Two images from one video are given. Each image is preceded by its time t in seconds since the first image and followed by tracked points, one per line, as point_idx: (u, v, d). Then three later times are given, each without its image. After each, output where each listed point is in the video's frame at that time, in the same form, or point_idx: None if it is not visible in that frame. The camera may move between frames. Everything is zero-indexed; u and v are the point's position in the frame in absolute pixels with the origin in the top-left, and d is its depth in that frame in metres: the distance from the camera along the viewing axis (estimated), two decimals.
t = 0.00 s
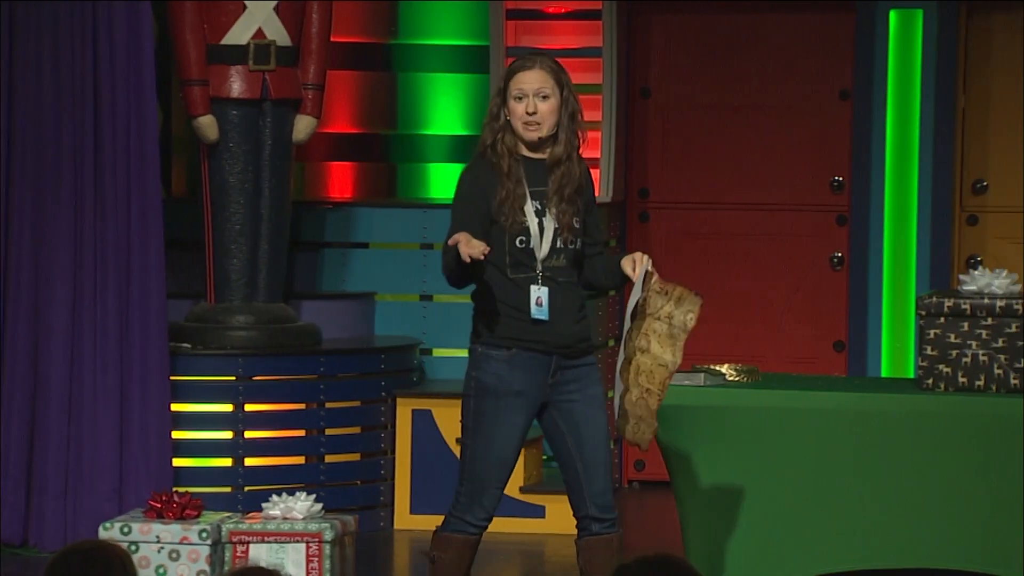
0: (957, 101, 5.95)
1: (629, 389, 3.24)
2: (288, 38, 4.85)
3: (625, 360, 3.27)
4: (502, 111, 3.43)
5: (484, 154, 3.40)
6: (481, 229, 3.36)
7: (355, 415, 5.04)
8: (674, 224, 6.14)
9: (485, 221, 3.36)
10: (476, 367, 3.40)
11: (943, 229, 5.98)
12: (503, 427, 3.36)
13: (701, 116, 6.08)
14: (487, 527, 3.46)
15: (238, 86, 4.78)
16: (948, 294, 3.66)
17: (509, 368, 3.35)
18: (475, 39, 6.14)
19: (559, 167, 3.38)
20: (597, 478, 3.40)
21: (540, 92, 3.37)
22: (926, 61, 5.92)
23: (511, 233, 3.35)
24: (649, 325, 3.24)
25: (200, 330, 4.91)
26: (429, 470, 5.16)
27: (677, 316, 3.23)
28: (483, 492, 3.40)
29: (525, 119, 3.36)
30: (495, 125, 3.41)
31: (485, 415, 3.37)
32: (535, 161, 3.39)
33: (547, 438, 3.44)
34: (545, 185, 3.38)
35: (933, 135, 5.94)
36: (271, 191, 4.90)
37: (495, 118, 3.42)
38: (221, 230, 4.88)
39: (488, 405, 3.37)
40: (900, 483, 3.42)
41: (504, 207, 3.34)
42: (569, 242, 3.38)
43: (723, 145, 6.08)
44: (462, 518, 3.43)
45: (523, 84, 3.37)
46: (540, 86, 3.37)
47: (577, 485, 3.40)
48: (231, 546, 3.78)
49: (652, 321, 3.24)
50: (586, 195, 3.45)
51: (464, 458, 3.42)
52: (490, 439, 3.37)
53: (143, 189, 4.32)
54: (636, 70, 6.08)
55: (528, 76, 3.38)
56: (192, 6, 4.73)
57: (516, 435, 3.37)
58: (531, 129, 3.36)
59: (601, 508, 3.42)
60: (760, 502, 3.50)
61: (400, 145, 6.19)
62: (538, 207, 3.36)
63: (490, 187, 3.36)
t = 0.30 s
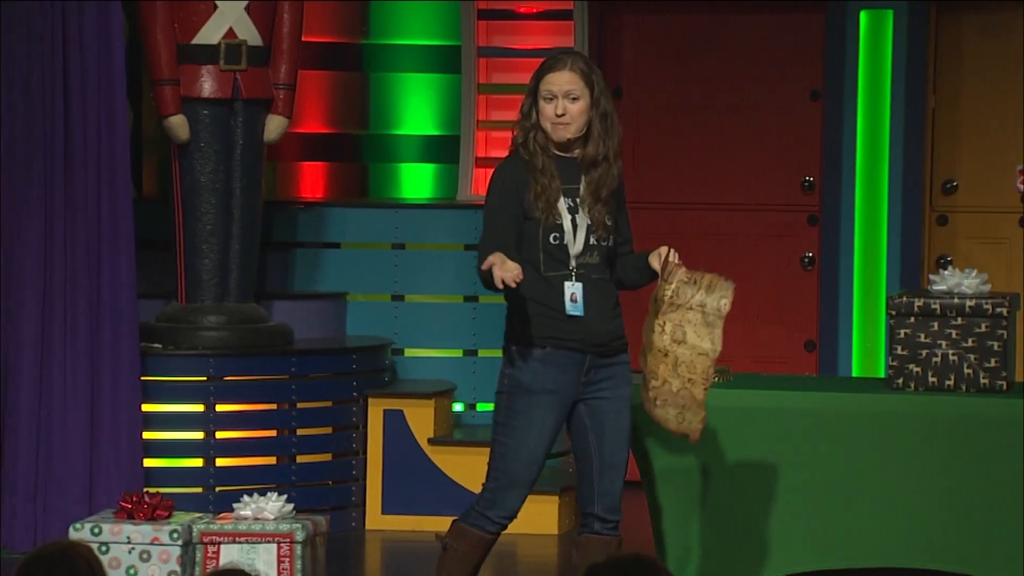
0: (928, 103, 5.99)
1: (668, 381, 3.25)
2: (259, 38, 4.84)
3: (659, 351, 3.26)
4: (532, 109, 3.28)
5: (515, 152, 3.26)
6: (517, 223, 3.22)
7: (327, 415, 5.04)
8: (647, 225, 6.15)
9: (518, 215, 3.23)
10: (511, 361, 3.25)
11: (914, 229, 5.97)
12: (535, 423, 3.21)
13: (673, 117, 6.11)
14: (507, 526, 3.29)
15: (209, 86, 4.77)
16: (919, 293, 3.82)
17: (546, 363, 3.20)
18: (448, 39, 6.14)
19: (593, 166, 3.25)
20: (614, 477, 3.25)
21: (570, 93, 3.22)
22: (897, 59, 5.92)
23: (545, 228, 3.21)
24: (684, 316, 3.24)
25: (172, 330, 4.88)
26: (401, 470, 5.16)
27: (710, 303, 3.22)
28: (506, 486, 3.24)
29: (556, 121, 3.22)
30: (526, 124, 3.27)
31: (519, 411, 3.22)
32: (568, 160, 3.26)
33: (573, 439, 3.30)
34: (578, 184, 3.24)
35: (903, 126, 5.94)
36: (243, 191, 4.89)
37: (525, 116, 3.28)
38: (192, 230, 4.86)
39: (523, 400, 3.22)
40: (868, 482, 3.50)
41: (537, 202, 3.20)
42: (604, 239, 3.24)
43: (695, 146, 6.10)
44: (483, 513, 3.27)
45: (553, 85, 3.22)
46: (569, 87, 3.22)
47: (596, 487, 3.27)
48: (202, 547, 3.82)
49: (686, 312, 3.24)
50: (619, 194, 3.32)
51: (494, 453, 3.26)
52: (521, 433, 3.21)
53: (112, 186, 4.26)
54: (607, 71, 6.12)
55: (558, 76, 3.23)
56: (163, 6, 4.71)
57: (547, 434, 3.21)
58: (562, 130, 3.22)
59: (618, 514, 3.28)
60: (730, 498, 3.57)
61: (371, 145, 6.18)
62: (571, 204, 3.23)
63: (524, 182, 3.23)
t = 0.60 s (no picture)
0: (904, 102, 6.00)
1: (694, 367, 3.37)
2: (237, 38, 4.83)
3: (682, 340, 3.39)
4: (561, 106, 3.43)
5: (544, 150, 3.40)
6: (541, 227, 3.34)
7: (305, 415, 5.03)
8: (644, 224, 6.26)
9: (543, 219, 3.35)
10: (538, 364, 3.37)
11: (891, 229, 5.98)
12: (567, 420, 3.32)
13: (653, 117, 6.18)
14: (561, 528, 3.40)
15: (186, 86, 4.76)
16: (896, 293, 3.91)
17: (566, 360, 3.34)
18: (426, 39, 6.17)
19: (618, 167, 3.42)
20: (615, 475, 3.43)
21: (604, 91, 3.37)
22: (874, 56, 5.93)
23: (569, 231, 3.35)
24: (702, 302, 3.38)
25: (150, 330, 4.87)
26: (379, 470, 5.15)
27: (727, 286, 3.38)
28: (545, 489, 3.35)
29: (589, 119, 3.37)
30: (555, 122, 3.41)
31: (548, 410, 3.34)
32: (593, 160, 3.41)
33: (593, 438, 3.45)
34: (603, 183, 3.40)
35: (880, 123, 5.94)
36: (221, 190, 4.88)
37: (553, 114, 3.41)
38: (170, 230, 4.86)
39: (550, 400, 3.34)
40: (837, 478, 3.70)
41: (563, 203, 3.34)
42: (626, 240, 3.40)
43: (678, 146, 6.17)
44: (539, 519, 3.39)
45: (589, 82, 3.37)
46: (602, 86, 3.38)
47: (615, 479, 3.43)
48: (180, 547, 3.85)
49: (704, 298, 3.38)
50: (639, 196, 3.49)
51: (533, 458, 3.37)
52: (558, 436, 3.32)
53: (89, 185, 4.13)
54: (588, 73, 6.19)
55: (590, 74, 3.39)
56: (140, 5, 4.70)
57: (578, 429, 3.33)
58: (594, 128, 3.37)
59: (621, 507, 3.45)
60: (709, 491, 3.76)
61: (349, 145, 6.18)
62: (595, 204, 3.37)
63: (549, 184, 3.35)
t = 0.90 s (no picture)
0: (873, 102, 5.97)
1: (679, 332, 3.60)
2: (206, 38, 4.82)
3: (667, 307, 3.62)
4: (564, 107, 3.59)
5: (550, 151, 3.56)
6: (547, 228, 3.50)
7: (275, 415, 5.03)
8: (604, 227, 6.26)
9: (548, 217, 3.51)
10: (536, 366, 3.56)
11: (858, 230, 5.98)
12: (584, 411, 3.51)
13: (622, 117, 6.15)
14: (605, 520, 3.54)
15: (155, 86, 4.76)
16: (864, 293, 3.93)
17: (564, 354, 3.55)
18: (396, 39, 6.14)
19: (621, 169, 3.61)
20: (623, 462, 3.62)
21: (608, 93, 3.54)
22: (842, 55, 5.92)
23: (574, 232, 3.52)
24: (689, 278, 3.61)
25: (118, 331, 4.86)
26: (349, 470, 5.15)
27: (711, 267, 3.63)
28: (589, 480, 3.49)
29: (595, 120, 3.53)
30: (559, 123, 3.58)
31: (561, 405, 3.52)
32: (595, 162, 3.59)
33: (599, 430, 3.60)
34: (606, 184, 3.58)
35: (849, 121, 5.94)
36: (190, 190, 4.86)
37: (558, 115, 3.58)
38: (139, 229, 4.84)
39: (561, 397, 3.52)
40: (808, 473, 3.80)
41: (570, 204, 3.50)
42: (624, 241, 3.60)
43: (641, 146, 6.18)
44: (588, 516, 3.50)
45: (594, 84, 3.54)
46: (607, 88, 3.54)
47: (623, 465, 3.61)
48: (149, 548, 3.93)
49: (691, 274, 3.61)
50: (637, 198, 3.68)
51: (559, 459, 3.52)
52: (580, 426, 3.50)
53: (58, 186, 4.03)
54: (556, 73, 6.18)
55: (593, 76, 3.55)
56: (108, 5, 4.70)
57: (592, 414, 3.52)
58: (599, 130, 3.54)
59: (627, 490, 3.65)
60: (677, 484, 3.88)
61: (318, 145, 6.17)
62: (599, 206, 3.55)
63: (556, 184, 3.51)
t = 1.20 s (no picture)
0: (838, 105, 5.90)
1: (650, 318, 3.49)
2: (171, 37, 4.81)
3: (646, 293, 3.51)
4: (564, 118, 3.55)
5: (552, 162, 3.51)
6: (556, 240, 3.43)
7: (240, 416, 5.00)
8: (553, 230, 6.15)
9: (556, 230, 3.44)
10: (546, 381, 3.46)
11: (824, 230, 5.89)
12: (597, 426, 3.43)
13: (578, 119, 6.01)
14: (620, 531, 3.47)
15: (120, 86, 4.74)
16: (829, 293, 3.96)
17: (575, 370, 3.45)
18: (361, 39, 6.12)
19: (618, 181, 3.60)
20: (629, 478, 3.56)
21: (610, 102, 3.52)
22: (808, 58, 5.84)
23: (581, 245, 3.46)
24: (677, 276, 3.55)
25: (82, 331, 4.84)
26: (315, 470, 5.15)
27: (702, 271, 3.55)
28: (604, 497, 3.42)
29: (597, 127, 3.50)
30: (559, 133, 3.53)
31: (574, 421, 3.43)
32: (594, 173, 3.56)
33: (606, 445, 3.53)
34: (606, 195, 3.55)
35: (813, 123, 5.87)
36: (155, 191, 4.84)
37: (559, 125, 3.54)
38: (104, 229, 4.82)
39: (574, 413, 3.43)
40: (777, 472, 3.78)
41: (576, 216, 3.44)
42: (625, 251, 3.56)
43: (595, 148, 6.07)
44: (605, 531, 3.42)
45: (596, 93, 3.51)
46: (608, 97, 3.53)
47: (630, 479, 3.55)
48: (113, 549, 3.92)
49: (679, 274, 3.55)
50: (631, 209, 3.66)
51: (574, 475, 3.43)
52: (593, 444, 3.42)
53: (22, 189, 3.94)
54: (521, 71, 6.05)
55: (594, 85, 3.53)
56: (73, 5, 4.69)
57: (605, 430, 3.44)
58: (601, 139, 3.51)
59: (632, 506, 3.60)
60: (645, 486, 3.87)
61: (284, 145, 6.16)
62: (603, 217, 3.50)
63: (562, 195, 3.45)
